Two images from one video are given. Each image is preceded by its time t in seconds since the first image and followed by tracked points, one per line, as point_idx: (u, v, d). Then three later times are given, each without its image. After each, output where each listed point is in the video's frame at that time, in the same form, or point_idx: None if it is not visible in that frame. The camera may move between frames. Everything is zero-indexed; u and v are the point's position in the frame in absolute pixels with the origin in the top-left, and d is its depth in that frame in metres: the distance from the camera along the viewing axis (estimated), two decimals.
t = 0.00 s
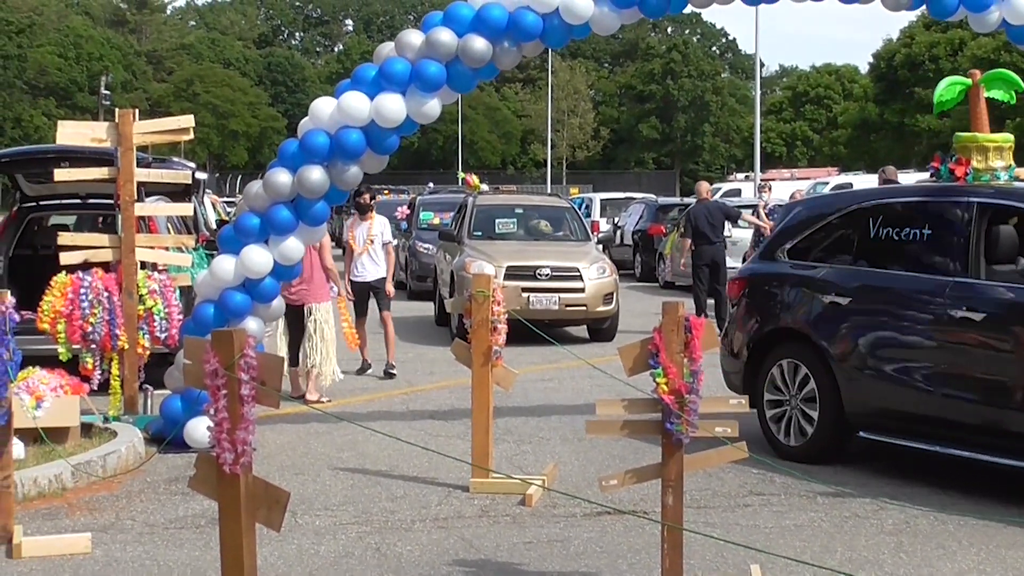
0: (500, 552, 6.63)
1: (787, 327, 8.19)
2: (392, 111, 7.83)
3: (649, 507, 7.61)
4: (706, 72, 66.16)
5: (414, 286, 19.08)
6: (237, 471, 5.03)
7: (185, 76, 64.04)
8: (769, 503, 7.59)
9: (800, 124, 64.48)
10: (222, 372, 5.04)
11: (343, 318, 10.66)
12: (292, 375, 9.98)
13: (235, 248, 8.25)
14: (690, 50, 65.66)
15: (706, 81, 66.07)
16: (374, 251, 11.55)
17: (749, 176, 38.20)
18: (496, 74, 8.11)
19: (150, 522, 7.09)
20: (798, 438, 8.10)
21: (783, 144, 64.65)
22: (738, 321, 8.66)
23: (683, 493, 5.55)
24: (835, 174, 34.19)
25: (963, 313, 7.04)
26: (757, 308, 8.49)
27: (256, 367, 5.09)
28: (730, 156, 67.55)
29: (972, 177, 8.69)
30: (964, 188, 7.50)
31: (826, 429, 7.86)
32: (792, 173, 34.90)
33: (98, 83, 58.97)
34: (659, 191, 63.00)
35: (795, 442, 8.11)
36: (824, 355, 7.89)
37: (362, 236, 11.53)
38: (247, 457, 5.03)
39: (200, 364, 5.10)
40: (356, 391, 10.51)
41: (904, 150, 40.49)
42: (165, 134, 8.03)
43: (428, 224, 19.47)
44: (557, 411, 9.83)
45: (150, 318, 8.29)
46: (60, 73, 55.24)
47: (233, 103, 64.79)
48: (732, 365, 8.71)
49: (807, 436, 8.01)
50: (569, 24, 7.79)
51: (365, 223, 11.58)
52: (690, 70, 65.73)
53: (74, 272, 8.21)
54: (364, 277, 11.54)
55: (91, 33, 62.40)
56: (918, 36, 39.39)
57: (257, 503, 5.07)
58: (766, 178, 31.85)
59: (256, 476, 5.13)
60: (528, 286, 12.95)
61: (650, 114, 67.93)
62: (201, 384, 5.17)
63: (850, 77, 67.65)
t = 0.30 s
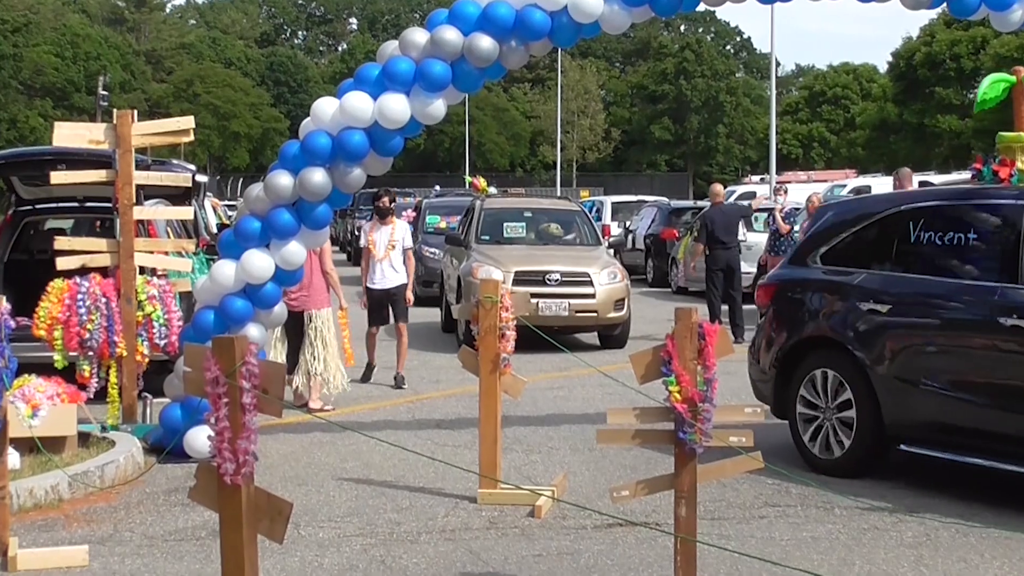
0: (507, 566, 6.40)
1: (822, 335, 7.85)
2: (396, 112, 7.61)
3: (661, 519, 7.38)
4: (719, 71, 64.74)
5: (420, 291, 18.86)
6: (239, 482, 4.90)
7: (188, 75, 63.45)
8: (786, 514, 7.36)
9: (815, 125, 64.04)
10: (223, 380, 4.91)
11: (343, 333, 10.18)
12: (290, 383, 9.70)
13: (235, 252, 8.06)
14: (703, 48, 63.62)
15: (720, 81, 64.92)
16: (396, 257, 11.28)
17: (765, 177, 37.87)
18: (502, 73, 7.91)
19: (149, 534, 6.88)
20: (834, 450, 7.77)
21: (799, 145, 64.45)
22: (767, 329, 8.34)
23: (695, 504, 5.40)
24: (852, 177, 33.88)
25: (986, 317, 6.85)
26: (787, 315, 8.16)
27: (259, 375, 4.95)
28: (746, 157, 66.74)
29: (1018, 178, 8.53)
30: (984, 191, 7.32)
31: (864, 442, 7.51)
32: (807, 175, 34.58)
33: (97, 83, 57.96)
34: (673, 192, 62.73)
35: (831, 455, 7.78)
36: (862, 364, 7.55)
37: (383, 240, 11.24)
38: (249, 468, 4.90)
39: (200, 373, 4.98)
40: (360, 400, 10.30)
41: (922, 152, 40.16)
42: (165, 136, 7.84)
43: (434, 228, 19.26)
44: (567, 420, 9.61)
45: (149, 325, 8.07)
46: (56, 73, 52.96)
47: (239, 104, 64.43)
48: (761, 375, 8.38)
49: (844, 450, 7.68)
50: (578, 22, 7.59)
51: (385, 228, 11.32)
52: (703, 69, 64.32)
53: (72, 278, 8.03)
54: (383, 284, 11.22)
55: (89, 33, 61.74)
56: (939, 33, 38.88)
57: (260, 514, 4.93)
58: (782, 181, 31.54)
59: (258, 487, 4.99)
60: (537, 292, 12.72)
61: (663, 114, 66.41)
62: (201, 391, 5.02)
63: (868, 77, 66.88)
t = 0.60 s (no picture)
0: None
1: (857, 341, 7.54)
2: (404, 110, 7.41)
3: (676, 528, 7.14)
4: (736, 66, 62.61)
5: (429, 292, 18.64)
6: (242, 489, 4.77)
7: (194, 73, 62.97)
8: (804, 523, 7.14)
9: (835, 124, 63.12)
10: (226, 385, 4.79)
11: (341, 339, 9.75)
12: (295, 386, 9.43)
13: (238, 253, 7.84)
14: (718, 44, 61.60)
15: (737, 76, 62.72)
16: (416, 256, 10.84)
17: (782, 175, 37.44)
18: (513, 70, 7.69)
19: (149, 543, 6.67)
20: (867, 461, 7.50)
21: (817, 143, 63.47)
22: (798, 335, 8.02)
23: (709, 511, 5.30)
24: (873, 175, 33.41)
25: (1012, 317, 6.67)
26: (820, 319, 7.86)
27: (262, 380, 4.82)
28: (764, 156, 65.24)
29: None
30: (1009, 190, 7.17)
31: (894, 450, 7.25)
32: (826, 174, 34.13)
33: (95, 81, 56.99)
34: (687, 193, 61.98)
35: (869, 465, 7.48)
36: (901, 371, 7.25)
37: (404, 239, 10.82)
38: (253, 475, 4.77)
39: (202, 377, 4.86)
40: (367, 405, 10.08)
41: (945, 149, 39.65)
42: (166, 133, 7.63)
43: (443, 228, 19.05)
44: (579, 426, 9.38)
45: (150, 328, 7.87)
46: (55, 70, 51.94)
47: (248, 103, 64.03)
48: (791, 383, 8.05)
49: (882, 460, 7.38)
50: (591, 17, 7.38)
51: (404, 227, 10.89)
52: (720, 65, 62.04)
53: (71, 279, 7.84)
54: (401, 285, 10.77)
55: (90, 28, 59.96)
56: (963, 28, 38.29)
57: (263, 523, 4.80)
58: (800, 180, 31.15)
59: (262, 495, 4.85)
60: (548, 294, 12.50)
61: (677, 111, 64.16)
62: (204, 397, 4.91)
63: (890, 72, 65.22)
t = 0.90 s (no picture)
0: None
1: (893, 344, 7.25)
2: (413, 108, 7.20)
3: (690, 536, 6.92)
4: (752, 61, 59.88)
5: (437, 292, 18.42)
6: (244, 496, 4.72)
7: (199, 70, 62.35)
8: (822, 530, 6.92)
9: (853, 119, 59.99)
10: (227, 389, 4.73)
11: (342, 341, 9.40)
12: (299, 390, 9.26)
13: (241, 254, 7.63)
14: (733, 37, 59.21)
15: (753, 70, 60.00)
16: (431, 263, 10.26)
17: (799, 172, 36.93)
18: (525, 68, 7.49)
19: (148, 551, 6.47)
20: (907, 470, 7.17)
21: (837, 139, 60.50)
22: (829, 338, 7.74)
23: (725, 519, 5.35)
24: (894, 173, 32.88)
25: None
26: (853, 322, 7.58)
27: (265, 384, 4.75)
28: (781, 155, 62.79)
29: None
30: None
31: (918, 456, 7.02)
32: (844, 172, 33.61)
33: (93, 75, 56.07)
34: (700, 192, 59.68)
35: (902, 474, 7.18)
36: (939, 376, 6.96)
37: (419, 245, 10.24)
38: (255, 481, 4.73)
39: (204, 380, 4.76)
40: (373, 409, 9.87)
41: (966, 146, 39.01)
42: (166, 130, 7.42)
43: (450, 227, 18.82)
44: (591, 431, 9.16)
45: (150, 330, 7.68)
46: (52, 65, 52.08)
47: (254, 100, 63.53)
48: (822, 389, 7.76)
49: (916, 469, 7.08)
50: (606, 13, 7.18)
51: (418, 232, 10.33)
52: (734, 60, 59.54)
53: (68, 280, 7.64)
54: (416, 293, 10.18)
55: (86, 21, 58.68)
56: (986, 21, 37.52)
57: (266, 529, 4.76)
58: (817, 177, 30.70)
59: (265, 501, 4.81)
60: (558, 295, 12.29)
61: (691, 107, 62.00)
62: (206, 400, 4.84)
63: (910, 68, 62.94)
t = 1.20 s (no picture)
0: None
1: (928, 347, 6.99)
2: (417, 104, 7.02)
3: (699, 542, 6.69)
4: (762, 55, 59.81)
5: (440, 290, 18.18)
6: (241, 500, 4.61)
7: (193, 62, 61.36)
8: (835, 536, 6.71)
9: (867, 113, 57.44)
10: (224, 390, 4.62)
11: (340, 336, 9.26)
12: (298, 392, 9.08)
13: (238, 252, 7.41)
14: (744, 29, 59.15)
15: (764, 65, 59.98)
16: (440, 256, 10.00)
17: (812, 168, 36.51)
18: (532, 63, 7.31)
19: (142, 557, 6.28)
20: (931, 477, 6.98)
21: (851, 133, 58.10)
22: (858, 341, 7.47)
23: (734, 524, 5.27)
24: (909, 168, 32.45)
25: None
26: (884, 325, 7.32)
27: (262, 384, 4.67)
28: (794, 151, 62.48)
29: None
30: None
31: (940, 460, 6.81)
32: (857, 167, 33.14)
33: (85, 67, 54.87)
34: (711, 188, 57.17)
35: (936, 483, 6.93)
36: (978, 380, 6.70)
37: (427, 238, 9.97)
38: (252, 485, 4.61)
39: (200, 382, 4.71)
40: (374, 411, 9.68)
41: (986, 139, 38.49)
42: (161, 124, 7.28)
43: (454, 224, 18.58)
44: (600, 434, 8.94)
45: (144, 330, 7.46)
46: (43, 57, 50.76)
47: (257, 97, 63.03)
48: (852, 394, 7.49)
49: (953, 478, 6.82)
50: (615, 5, 6.99)
51: (426, 224, 10.04)
52: (745, 52, 59.47)
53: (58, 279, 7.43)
54: (425, 288, 9.96)
55: (79, 12, 56.30)
56: (1006, 12, 36.91)
57: (263, 537, 4.66)
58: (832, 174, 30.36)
59: (262, 507, 4.71)
60: (563, 294, 12.08)
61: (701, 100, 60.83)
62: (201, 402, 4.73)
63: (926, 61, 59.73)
